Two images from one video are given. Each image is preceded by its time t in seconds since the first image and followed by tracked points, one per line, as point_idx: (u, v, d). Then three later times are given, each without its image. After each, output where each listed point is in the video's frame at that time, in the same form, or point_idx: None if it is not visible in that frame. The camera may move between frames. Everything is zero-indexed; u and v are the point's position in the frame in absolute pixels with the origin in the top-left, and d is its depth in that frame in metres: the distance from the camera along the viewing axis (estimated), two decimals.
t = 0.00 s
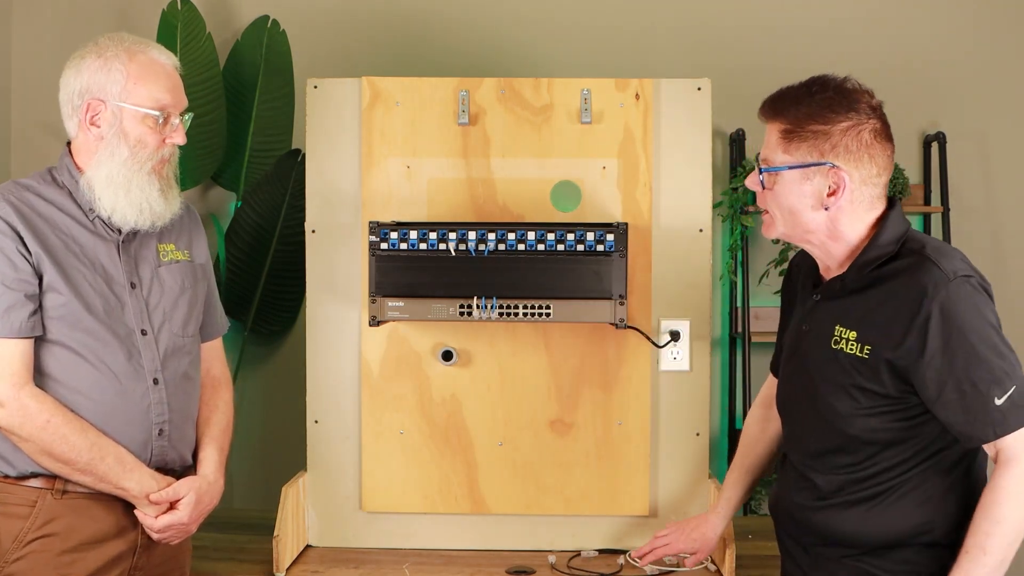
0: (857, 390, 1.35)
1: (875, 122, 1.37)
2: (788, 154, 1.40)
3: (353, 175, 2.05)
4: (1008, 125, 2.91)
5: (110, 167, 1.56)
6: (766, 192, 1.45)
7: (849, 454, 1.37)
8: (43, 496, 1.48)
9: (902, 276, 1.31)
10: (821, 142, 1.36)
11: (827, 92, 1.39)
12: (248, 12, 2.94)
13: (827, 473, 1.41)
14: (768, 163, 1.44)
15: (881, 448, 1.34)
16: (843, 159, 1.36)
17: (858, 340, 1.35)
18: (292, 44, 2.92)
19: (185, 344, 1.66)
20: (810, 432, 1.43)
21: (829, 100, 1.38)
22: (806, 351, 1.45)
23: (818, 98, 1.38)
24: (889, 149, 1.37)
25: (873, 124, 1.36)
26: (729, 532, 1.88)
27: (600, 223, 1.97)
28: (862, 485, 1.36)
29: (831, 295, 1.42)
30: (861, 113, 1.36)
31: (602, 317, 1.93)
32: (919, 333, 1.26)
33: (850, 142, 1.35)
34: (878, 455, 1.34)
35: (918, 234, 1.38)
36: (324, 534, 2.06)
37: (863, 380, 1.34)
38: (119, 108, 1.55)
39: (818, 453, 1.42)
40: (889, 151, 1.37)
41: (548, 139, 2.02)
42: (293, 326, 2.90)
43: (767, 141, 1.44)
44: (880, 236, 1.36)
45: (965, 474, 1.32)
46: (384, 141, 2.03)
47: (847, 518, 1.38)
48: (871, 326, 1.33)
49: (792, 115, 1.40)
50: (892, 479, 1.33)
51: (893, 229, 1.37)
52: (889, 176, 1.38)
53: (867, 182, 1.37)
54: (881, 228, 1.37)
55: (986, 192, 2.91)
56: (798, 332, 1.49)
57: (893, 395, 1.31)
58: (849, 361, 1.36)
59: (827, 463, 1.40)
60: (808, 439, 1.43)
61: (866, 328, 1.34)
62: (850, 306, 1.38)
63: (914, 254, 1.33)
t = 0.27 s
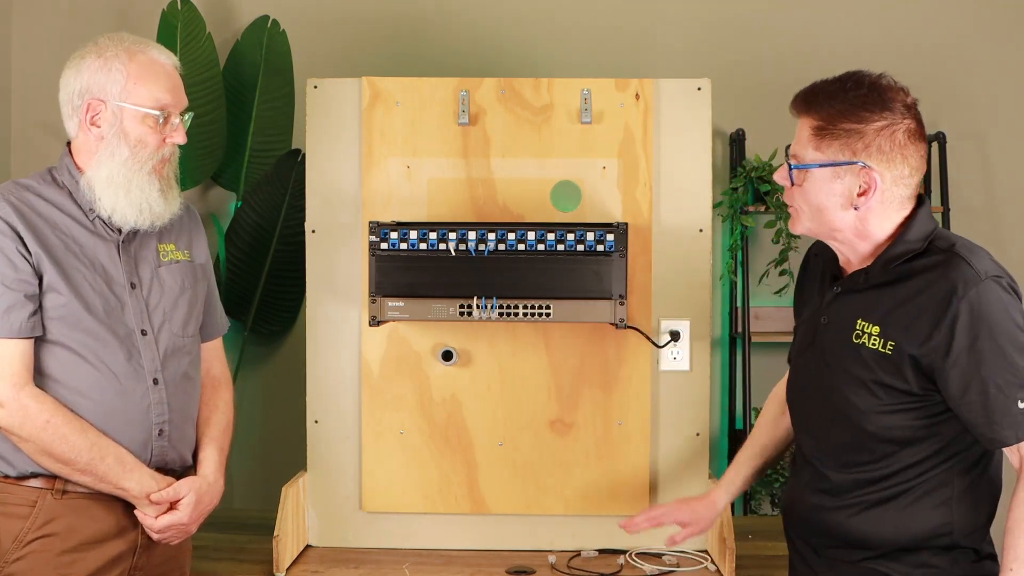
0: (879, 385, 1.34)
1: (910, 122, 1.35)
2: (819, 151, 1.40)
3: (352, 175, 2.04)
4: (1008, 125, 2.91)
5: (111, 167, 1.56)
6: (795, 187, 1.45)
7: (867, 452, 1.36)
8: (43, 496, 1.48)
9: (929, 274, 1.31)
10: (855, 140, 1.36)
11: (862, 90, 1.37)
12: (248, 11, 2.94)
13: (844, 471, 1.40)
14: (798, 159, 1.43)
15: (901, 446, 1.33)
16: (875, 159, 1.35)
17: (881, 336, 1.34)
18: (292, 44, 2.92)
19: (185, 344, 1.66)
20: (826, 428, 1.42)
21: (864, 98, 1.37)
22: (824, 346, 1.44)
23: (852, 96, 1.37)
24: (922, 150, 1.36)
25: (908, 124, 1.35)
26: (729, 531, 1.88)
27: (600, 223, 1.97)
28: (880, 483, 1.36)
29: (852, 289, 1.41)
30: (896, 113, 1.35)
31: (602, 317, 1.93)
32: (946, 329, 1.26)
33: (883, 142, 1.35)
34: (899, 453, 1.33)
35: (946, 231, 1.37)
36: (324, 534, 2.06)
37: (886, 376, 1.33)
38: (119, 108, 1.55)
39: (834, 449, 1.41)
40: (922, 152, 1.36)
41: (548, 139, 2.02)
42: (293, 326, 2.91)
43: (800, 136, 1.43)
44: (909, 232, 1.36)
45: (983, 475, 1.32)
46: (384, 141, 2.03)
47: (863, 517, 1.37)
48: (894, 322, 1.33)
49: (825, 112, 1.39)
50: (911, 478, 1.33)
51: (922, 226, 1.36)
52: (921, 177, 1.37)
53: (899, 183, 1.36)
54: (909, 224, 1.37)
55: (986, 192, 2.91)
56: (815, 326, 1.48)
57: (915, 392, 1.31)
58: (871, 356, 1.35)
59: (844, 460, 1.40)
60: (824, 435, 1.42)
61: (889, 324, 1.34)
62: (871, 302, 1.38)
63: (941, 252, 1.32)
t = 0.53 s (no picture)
0: (902, 389, 1.32)
1: (948, 117, 1.32)
2: (855, 150, 1.36)
3: (352, 175, 2.05)
4: (1008, 125, 2.91)
5: (112, 168, 1.56)
6: (832, 186, 1.41)
7: (886, 456, 1.35)
8: (43, 496, 1.48)
9: (959, 282, 1.29)
10: (893, 137, 1.32)
11: (897, 85, 1.34)
12: (248, 11, 2.94)
13: (860, 473, 1.38)
14: (833, 158, 1.40)
15: (922, 453, 1.32)
16: (913, 157, 1.32)
17: (906, 339, 1.32)
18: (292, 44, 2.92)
19: (185, 344, 1.66)
20: (845, 429, 1.40)
21: (900, 94, 1.34)
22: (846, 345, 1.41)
23: (887, 92, 1.34)
24: (961, 146, 1.32)
25: (946, 119, 1.32)
26: (729, 531, 1.88)
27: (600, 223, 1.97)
28: (895, 488, 1.34)
29: (878, 289, 1.39)
30: (934, 108, 1.32)
31: (602, 317, 1.93)
32: (975, 338, 1.24)
33: (921, 139, 1.31)
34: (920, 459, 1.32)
35: (983, 237, 1.34)
36: (324, 534, 2.06)
37: (911, 381, 1.31)
38: (119, 108, 1.55)
39: (852, 451, 1.39)
40: (961, 148, 1.32)
41: (548, 139, 2.02)
42: (293, 326, 2.91)
43: (836, 134, 1.40)
44: (946, 236, 1.32)
45: (1001, 487, 1.31)
46: (384, 141, 2.03)
47: (875, 520, 1.35)
48: (920, 327, 1.31)
49: (861, 108, 1.36)
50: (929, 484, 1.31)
51: (961, 230, 1.33)
52: (960, 173, 1.34)
53: (938, 180, 1.33)
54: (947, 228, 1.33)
55: (986, 192, 2.92)
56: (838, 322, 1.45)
57: (940, 399, 1.29)
58: (896, 360, 1.33)
59: (861, 462, 1.38)
60: (842, 436, 1.40)
61: (916, 328, 1.31)
62: (897, 303, 1.35)
63: (975, 261, 1.30)
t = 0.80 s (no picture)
0: (925, 392, 1.29)
1: (974, 119, 1.28)
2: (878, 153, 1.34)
3: (352, 176, 2.05)
4: (1008, 125, 2.91)
5: (112, 168, 1.56)
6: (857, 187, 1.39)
7: (907, 460, 1.31)
8: (43, 497, 1.48)
9: (986, 286, 1.25)
10: (917, 141, 1.29)
11: (921, 87, 1.30)
12: (249, 11, 2.94)
13: (880, 476, 1.35)
14: (858, 159, 1.38)
15: (945, 459, 1.28)
16: (936, 160, 1.28)
17: (931, 343, 1.28)
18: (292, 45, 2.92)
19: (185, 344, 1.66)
20: (868, 431, 1.37)
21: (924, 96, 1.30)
22: (874, 345, 1.39)
23: (911, 94, 1.31)
24: (988, 148, 1.28)
25: (972, 121, 1.28)
26: (728, 530, 1.88)
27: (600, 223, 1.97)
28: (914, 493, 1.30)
29: (906, 290, 1.36)
30: (958, 111, 1.28)
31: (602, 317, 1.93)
32: (997, 345, 1.20)
33: (944, 142, 1.28)
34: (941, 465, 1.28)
35: (1015, 241, 1.29)
36: (324, 534, 2.06)
37: (934, 385, 1.28)
38: (119, 108, 1.55)
39: (874, 453, 1.36)
40: (988, 150, 1.28)
41: (548, 139, 2.02)
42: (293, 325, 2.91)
43: (861, 136, 1.37)
44: (977, 242, 1.27)
45: None
46: (384, 141, 2.03)
47: (893, 524, 1.32)
48: (945, 329, 1.27)
49: (885, 111, 1.33)
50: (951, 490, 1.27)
51: (992, 235, 1.28)
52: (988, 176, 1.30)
53: (963, 183, 1.29)
54: (979, 234, 1.28)
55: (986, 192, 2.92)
56: (868, 323, 1.42)
57: (962, 405, 1.25)
58: (920, 363, 1.30)
59: (882, 465, 1.35)
60: (865, 438, 1.38)
61: (941, 331, 1.28)
62: (923, 305, 1.32)
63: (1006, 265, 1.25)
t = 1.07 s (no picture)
0: (939, 392, 1.29)
1: (992, 120, 1.27)
2: (895, 153, 1.31)
3: (352, 176, 2.05)
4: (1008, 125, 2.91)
5: (112, 168, 1.56)
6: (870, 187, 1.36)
7: (920, 460, 1.31)
8: (43, 496, 1.48)
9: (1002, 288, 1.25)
10: (937, 141, 1.27)
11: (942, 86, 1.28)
12: (249, 11, 2.94)
13: (892, 475, 1.34)
14: (873, 159, 1.35)
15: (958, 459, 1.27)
16: (955, 161, 1.27)
17: (946, 343, 1.28)
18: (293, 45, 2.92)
19: (184, 344, 1.66)
20: (879, 430, 1.37)
21: (944, 96, 1.28)
22: (886, 344, 1.38)
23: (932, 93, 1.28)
24: (1004, 148, 1.28)
25: (990, 122, 1.27)
26: (729, 530, 1.88)
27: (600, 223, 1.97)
28: (927, 493, 1.30)
29: (919, 290, 1.35)
30: (978, 111, 1.26)
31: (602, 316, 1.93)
32: (1013, 345, 1.20)
33: (964, 143, 1.26)
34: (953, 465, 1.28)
35: None
36: (324, 533, 2.06)
37: (949, 385, 1.27)
38: (118, 109, 1.55)
39: (885, 453, 1.36)
40: (1004, 151, 1.28)
41: (547, 139, 2.02)
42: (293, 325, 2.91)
43: (876, 135, 1.34)
44: (992, 242, 1.27)
45: None
46: (384, 141, 2.03)
47: (904, 524, 1.32)
48: (960, 329, 1.27)
49: (903, 110, 1.30)
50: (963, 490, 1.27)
51: (1005, 234, 1.28)
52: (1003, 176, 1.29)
53: (980, 184, 1.28)
54: (994, 233, 1.28)
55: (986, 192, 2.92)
56: (880, 321, 1.42)
57: (977, 405, 1.25)
58: (934, 363, 1.29)
59: (894, 465, 1.34)
60: (876, 437, 1.37)
61: (957, 331, 1.28)
62: (937, 306, 1.32)
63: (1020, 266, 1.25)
